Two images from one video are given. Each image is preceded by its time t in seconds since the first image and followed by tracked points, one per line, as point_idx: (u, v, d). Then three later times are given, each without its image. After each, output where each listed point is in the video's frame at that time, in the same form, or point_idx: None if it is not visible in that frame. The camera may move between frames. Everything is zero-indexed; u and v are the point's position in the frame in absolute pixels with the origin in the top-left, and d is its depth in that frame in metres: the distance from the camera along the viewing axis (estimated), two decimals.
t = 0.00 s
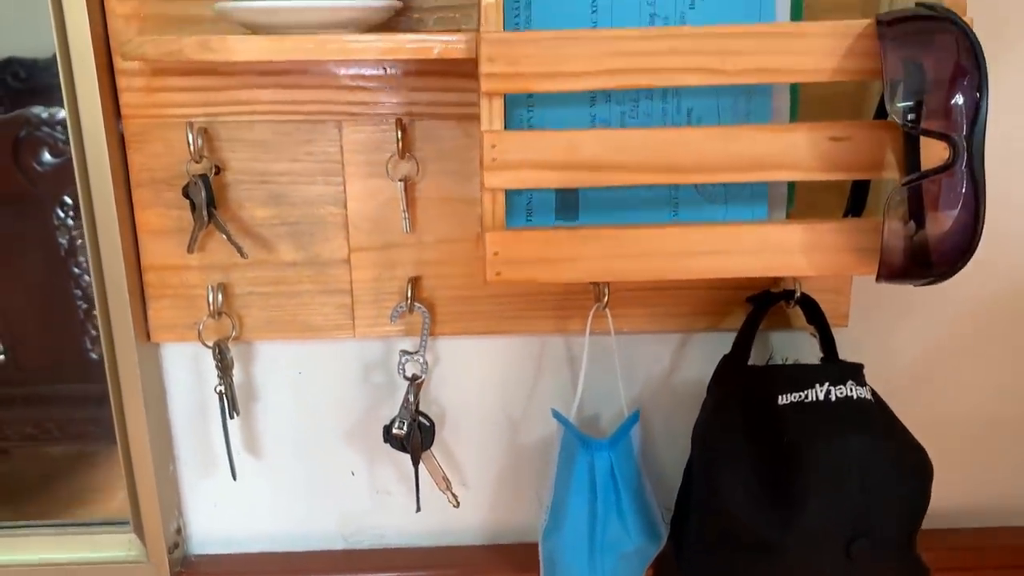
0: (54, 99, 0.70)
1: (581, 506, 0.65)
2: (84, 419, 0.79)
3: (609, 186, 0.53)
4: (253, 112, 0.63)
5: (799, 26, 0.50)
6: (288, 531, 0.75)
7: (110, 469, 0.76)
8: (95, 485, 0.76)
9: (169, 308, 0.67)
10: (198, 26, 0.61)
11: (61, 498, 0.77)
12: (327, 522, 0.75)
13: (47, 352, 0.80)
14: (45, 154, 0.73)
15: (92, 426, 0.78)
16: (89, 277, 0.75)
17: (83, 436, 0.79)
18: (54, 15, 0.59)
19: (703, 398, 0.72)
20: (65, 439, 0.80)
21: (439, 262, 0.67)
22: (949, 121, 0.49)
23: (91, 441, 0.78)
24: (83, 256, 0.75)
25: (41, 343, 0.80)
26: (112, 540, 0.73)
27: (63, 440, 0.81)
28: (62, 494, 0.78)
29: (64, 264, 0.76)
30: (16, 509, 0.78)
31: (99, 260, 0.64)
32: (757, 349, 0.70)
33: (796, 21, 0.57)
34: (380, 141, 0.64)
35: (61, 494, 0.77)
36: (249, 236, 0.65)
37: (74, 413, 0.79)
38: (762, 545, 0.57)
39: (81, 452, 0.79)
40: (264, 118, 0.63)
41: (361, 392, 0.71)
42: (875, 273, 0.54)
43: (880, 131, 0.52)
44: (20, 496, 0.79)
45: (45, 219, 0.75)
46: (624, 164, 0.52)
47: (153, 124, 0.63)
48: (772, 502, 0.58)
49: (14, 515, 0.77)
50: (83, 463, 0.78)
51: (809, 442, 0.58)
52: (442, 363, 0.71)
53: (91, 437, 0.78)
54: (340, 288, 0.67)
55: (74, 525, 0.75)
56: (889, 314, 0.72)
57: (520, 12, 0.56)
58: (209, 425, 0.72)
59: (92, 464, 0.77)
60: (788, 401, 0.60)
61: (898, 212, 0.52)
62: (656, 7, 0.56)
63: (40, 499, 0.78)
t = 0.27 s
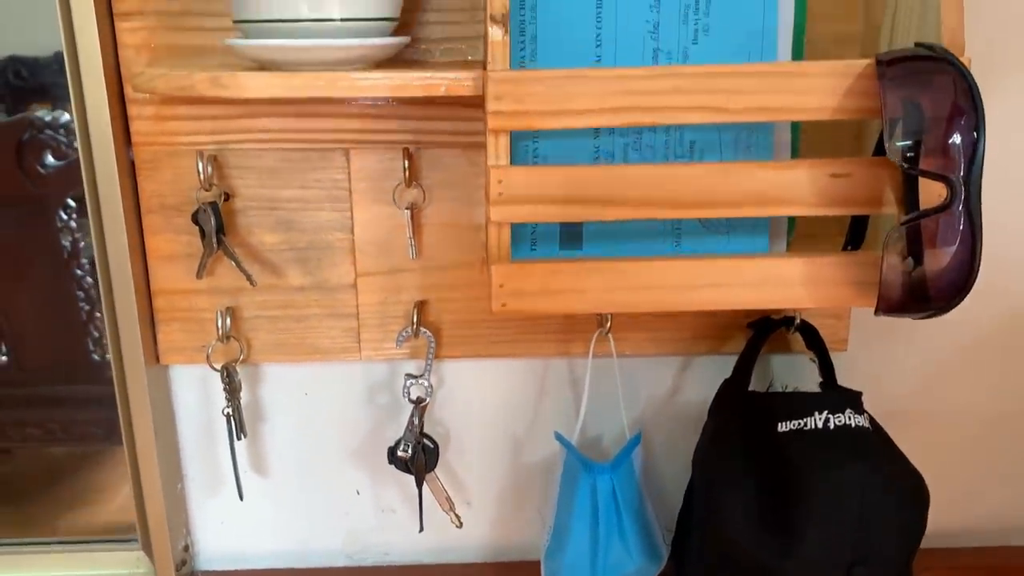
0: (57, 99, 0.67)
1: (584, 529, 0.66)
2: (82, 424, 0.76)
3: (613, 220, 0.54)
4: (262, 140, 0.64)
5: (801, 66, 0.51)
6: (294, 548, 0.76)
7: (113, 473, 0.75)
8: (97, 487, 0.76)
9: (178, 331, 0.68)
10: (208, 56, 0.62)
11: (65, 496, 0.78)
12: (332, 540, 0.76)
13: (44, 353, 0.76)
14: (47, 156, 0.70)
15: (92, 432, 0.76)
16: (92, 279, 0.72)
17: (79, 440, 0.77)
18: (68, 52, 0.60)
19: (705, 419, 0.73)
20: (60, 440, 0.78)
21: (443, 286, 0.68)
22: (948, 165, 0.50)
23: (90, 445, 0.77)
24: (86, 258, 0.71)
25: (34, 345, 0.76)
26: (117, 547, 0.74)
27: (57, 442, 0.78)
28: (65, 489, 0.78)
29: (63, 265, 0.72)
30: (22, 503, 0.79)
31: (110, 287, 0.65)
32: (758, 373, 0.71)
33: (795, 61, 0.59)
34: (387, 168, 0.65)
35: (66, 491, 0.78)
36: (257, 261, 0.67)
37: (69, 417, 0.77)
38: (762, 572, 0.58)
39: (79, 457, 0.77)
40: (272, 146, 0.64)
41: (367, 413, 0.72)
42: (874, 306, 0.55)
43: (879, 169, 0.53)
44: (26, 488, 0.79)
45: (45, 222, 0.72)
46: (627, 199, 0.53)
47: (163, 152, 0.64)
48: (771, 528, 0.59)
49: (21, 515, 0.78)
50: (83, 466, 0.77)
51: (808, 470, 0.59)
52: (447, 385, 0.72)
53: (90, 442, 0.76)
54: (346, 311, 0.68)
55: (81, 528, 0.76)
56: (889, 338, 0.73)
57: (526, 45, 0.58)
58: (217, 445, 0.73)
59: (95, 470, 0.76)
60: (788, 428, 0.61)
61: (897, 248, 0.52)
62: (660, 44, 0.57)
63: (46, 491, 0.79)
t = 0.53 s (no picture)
0: (58, 97, 0.67)
1: (583, 544, 0.67)
2: (79, 421, 0.76)
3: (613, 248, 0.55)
4: (269, 163, 0.65)
5: (798, 99, 0.52)
6: (299, 559, 0.77)
7: (112, 472, 0.76)
8: (96, 485, 0.77)
9: (186, 348, 0.69)
10: (217, 81, 0.63)
11: (64, 490, 0.78)
12: (337, 551, 0.77)
13: (46, 351, 0.76)
14: (49, 154, 0.69)
15: (91, 430, 0.76)
16: (94, 277, 0.72)
17: (76, 438, 0.76)
18: (78, 78, 0.61)
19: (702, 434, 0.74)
20: (55, 436, 0.77)
21: (446, 305, 0.69)
22: (940, 199, 0.52)
23: (87, 443, 0.76)
24: (88, 257, 0.71)
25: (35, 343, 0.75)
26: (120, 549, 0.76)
27: (52, 439, 0.77)
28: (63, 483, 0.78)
29: (65, 262, 0.72)
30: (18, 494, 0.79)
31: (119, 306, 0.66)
32: (755, 390, 0.72)
33: (792, 93, 0.59)
34: (391, 191, 0.66)
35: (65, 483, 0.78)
36: (263, 280, 0.68)
37: (67, 414, 0.76)
38: None
39: (77, 455, 0.77)
40: (279, 169, 0.65)
41: (371, 428, 0.74)
42: (868, 332, 0.56)
43: (873, 199, 0.54)
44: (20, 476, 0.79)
45: (48, 219, 0.72)
46: (628, 228, 0.54)
47: (172, 174, 0.65)
48: (767, 548, 0.60)
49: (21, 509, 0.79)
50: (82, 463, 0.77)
51: (803, 490, 0.60)
52: (449, 401, 0.73)
53: (88, 440, 0.76)
54: (351, 330, 0.69)
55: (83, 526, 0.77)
56: (883, 354, 0.74)
57: (528, 74, 0.59)
58: (224, 459, 0.74)
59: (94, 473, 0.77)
60: (783, 449, 0.62)
61: (892, 276, 0.54)
62: (659, 73, 0.58)
63: (42, 485, 0.79)
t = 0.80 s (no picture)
0: (63, 97, 0.68)
1: (587, 552, 0.69)
2: (82, 416, 0.77)
3: (617, 271, 0.57)
4: (282, 184, 0.66)
5: (797, 129, 0.54)
6: (310, 566, 0.79)
7: (115, 468, 0.77)
8: (97, 479, 0.78)
9: (200, 362, 0.71)
10: (230, 104, 0.64)
11: (65, 483, 0.80)
12: (347, 558, 0.79)
13: (47, 346, 0.76)
14: (52, 153, 0.70)
15: (93, 425, 0.77)
16: (97, 275, 0.73)
17: (80, 433, 0.78)
18: (94, 104, 0.62)
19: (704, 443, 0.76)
20: (57, 430, 0.78)
21: (453, 319, 0.71)
22: (934, 227, 0.53)
23: (89, 440, 0.78)
24: (92, 256, 0.72)
25: (38, 338, 0.76)
26: (127, 549, 0.78)
27: (53, 432, 0.78)
28: (64, 473, 0.79)
29: (69, 259, 0.73)
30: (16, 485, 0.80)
31: (135, 321, 0.68)
32: (755, 403, 0.74)
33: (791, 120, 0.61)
34: (401, 210, 0.68)
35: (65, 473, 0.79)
36: (275, 296, 0.70)
37: (70, 410, 0.77)
38: None
39: (80, 451, 0.78)
40: (290, 189, 0.67)
41: (380, 438, 0.76)
42: (864, 352, 0.58)
43: (869, 224, 0.56)
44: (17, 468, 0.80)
45: (51, 215, 0.72)
46: (632, 252, 0.56)
47: (186, 194, 0.67)
48: (766, 558, 0.62)
49: (20, 500, 0.80)
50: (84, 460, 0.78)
51: (801, 502, 0.62)
52: (456, 412, 0.75)
53: (90, 436, 0.77)
54: (361, 344, 0.71)
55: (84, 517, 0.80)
56: (881, 366, 0.76)
57: (534, 98, 0.60)
58: (236, 469, 0.76)
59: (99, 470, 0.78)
60: (782, 462, 0.64)
61: (886, 300, 0.55)
62: (661, 99, 0.60)
63: (40, 477, 0.80)
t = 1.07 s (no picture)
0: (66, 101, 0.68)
1: (589, 560, 0.72)
2: (89, 416, 0.78)
3: (616, 294, 0.59)
4: (290, 208, 0.69)
5: (788, 159, 0.56)
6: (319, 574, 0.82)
7: (121, 467, 0.78)
8: (103, 478, 0.79)
9: (211, 378, 0.73)
10: (240, 132, 0.66)
11: (70, 482, 0.80)
12: (355, 566, 0.81)
13: (53, 345, 0.77)
14: (56, 156, 0.71)
15: (99, 424, 0.78)
16: (102, 277, 0.73)
17: (85, 432, 0.79)
18: (109, 132, 0.65)
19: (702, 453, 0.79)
20: (63, 430, 0.79)
21: (456, 336, 0.73)
22: (919, 253, 0.56)
23: (95, 439, 0.78)
24: (96, 257, 0.73)
25: (45, 338, 0.77)
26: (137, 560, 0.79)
27: (59, 432, 0.79)
28: (70, 472, 0.80)
29: (73, 260, 0.74)
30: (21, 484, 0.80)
31: (148, 340, 0.70)
32: (751, 415, 0.76)
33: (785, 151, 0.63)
34: (406, 232, 0.70)
35: (71, 472, 0.80)
36: (284, 315, 0.72)
37: (77, 409, 0.78)
38: None
39: (86, 449, 0.79)
40: (298, 212, 0.69)
41: (386, 450, 0.78)
42: (854, 371, 0.60)
43: (857, 249, 0.58)
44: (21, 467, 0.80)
45: (56, 217, 0.73)
46: (630, 277, 0.58)
47: (196, 218, 0.69)
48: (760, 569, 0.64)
49: (26, 500, 0.80)
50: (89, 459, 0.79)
51: (793, 515, 0.64)
52: (461, 425, 0.77)
53: (96, 435, 0.78)
54: (368, 361, 0.73)
55: (91, 515, 0.80)
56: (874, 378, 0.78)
57: (535, 126, 0.62)
58: (247, 481, 0.78)
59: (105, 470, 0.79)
60: (776, 475, 0.66)
61: (875, 321, 0.58)
62: (657, 126, 0.62)
63: (45, 476, 0.80)
